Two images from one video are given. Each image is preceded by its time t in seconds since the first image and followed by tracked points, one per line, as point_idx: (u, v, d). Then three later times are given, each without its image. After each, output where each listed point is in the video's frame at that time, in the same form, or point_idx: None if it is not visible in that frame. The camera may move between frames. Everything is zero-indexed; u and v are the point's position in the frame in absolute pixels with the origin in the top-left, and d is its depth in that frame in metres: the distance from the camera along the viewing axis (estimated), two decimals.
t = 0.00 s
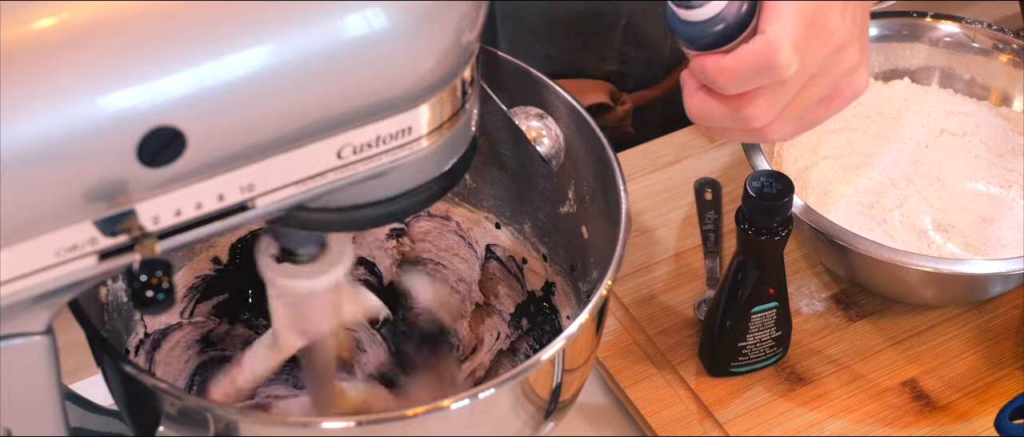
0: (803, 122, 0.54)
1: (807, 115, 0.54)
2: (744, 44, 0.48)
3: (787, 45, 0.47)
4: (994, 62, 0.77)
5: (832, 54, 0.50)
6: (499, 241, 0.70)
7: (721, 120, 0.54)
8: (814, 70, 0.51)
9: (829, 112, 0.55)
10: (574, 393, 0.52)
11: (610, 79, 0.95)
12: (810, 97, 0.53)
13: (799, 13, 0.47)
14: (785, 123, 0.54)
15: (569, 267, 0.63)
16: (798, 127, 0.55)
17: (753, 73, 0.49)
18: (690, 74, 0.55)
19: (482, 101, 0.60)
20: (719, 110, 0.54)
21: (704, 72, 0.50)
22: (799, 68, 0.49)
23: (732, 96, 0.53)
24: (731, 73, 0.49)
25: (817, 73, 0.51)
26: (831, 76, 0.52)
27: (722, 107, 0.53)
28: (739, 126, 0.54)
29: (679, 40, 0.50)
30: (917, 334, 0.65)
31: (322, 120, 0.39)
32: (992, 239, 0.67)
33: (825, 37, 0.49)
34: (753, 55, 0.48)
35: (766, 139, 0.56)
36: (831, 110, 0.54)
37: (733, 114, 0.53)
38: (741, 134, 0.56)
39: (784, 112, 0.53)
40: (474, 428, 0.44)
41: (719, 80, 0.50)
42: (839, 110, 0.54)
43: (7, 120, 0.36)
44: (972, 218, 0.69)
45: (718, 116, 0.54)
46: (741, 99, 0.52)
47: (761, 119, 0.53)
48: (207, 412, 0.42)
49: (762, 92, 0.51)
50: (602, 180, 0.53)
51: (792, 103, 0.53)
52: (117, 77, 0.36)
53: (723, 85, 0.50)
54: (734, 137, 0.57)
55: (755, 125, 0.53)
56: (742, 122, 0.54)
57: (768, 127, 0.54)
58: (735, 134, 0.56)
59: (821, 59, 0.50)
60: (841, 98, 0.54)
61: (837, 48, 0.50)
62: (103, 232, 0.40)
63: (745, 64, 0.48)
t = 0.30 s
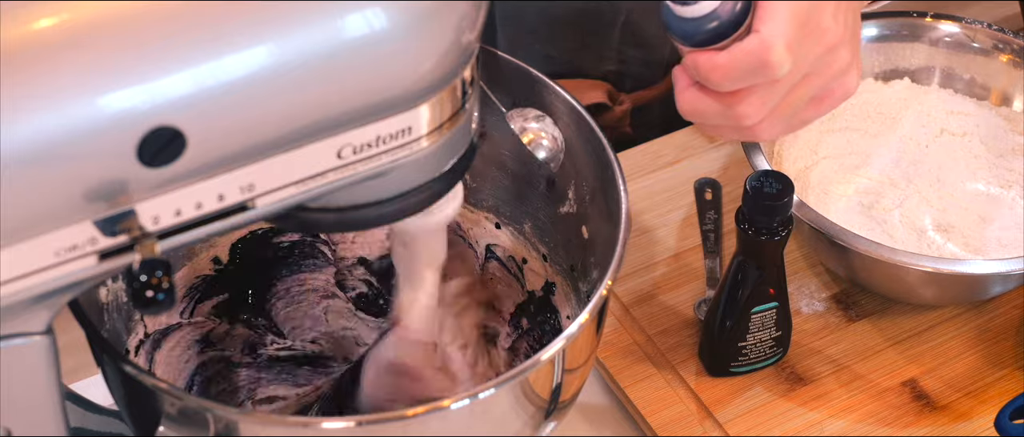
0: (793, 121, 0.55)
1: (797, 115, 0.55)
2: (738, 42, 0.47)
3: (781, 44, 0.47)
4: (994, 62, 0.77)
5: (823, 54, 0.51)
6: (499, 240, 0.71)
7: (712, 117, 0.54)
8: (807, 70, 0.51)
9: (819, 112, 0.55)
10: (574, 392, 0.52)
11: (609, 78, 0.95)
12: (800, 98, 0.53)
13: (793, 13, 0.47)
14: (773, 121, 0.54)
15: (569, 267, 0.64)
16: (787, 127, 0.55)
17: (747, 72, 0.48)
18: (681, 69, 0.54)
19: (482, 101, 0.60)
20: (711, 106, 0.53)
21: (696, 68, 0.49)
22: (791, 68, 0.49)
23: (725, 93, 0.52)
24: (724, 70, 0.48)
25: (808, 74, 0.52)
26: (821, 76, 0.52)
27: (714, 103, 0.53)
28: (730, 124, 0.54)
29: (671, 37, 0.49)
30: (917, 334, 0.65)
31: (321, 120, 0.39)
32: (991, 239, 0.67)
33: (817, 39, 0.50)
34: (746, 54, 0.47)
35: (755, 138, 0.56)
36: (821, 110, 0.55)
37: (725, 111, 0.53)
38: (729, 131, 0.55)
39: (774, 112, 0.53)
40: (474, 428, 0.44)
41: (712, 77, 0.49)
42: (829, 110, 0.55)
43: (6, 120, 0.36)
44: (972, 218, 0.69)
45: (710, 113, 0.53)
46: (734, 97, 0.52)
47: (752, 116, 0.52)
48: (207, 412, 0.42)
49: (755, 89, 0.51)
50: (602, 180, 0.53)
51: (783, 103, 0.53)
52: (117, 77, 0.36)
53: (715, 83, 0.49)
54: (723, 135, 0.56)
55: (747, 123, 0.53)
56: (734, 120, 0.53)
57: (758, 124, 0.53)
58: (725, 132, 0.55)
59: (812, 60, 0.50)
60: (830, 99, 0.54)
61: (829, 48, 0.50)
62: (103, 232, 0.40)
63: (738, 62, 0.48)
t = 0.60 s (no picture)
0: (788, 117, 0.55)
1: (792, 112, 0.55)
2: (740, 37, 0.48)
3: (783, 40, 0.47)
4: (994, 62, 0.77)
5: (822, 51, 0.51)
6: (499, 239, 0.71)
7: (709, 111, 0.54)
8: (805, 66, 0.51)
9: (812, 109, 0.55)
10: (573, 393, 0.52)
11: (609, 78, 0.95)
12: (797, 93, 0.53)
13: (794, 12, 0.48)
14: (770, 117, 0.54)
15: (569, 267, 0.64)
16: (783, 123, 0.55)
17: (748, 66, 0.48)
18: (679, 62, 0.54)
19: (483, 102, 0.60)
20: (709, 99, 0.53)
21: (697, 61, 0.49)
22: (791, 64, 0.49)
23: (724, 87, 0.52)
24: (726, 64, 0.48)
25: (805, 70, 0.52)
26: (818, 73, 0.53)
27: (712, 97, 0.53)
28: (726, 117, 0.54)
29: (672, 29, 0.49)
30: (917, 334, 0.65)
31: (321, 120, 0.39)
32: (991, 239, 0.67)
33: (817, 36, 0.50)
34: (749, 48, 0.47)
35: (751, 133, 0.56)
36: (814, 108, 0.55)
37: (723, 105, 0.53)
38: (727, 126, 0.55)
39: (772, 107, 0.53)
40: (474, 428, 0.44)
41: (713, 71, 0.49)
42: (821, 108, 0.55)
43: (6, 120, 0.36)
44: (972, 218, 0.69)
45: (708, 106, 0.53)
46: (733, 91, 0.52)
47: (751, 110, 0.52)
48: (207, 412, 0.42)
49: (754, 84, 0.51)
50: (602, 180, 0.53)
51: (781, 99, 0.53)
52: (118, 77, 0.36)
53: (716, 77, 0.49)
54: (718, 129, 0.56)
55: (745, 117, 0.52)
56: (731, 113, 0.53)
57: (755, 120, 0.53)
58: (721, 126, 0.55)
59: (811, 56, 0.51)
60: (824, 96, 0.54)
61: (827, 47, 0.51)
62: (103, 232, 0.40)
63: (738, 56, 0.48)
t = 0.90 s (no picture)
0: (786, 105, 0.56)
1: (790, 100, 0.56)
2: (749, 21, 0.48)
3: (790, 25, 0.48)
4: (994, 62, 0.77)
5: (825, 40, 0.52)
6: (499, 239, 0.71)
7: (711, 95, 0.54)
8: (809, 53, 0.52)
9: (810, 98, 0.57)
10: (574, 393, 0.52)
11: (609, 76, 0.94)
12: (798, 81, 0.54)
13: None
14: (770, 103, 0.55)
15: (569, 267, 0.64)
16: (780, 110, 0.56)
17: (755, 50, 0.49)
18: (684, 46, 0.54)
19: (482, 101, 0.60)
20: (712, 83, 0.53)
21: (704, 44, 0.49)
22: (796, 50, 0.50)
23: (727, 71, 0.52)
24: (734, 48, 0.48)
25: (808, 58, 0.53)
26: (819, 61, 0.54)
27: (717, 79, 0.53)
28: (727, 101, 0.54)
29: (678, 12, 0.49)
30: (917, 334, 0.65)
31: (321, 120, 0.39)
32: (991, 239, 0.67)
33: (822, 23, 0.51)
34: (757, 32, 0.48)
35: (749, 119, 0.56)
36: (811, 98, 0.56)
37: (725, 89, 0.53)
38: (724, 108, 0.55)
39: (772, 94, 0.54)
40: (474, 428, 0.44)
41: (721, 53, 0.49)
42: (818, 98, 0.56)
43: (6, 120, 0.36)
44: (972, 218, 0.69)
45: (709, 89, 0.53)
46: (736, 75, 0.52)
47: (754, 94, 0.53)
48: (207, 412, 0.42)
49: (758, 69, 0.52)
50: (602, 180, 0.53)
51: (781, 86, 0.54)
52: (118, 77, 0.36)
53: (722, 61, 0.49)
54: (715, 113, 0.56)
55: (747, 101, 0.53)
56: (734, 98, 0.53)
57: (756, 105, 0.54)
58: (719, 109, 0.56)
59: (815, 44, 0.52)
60: (821, 85, 0.56)
61: (829, 36, 0.52)
62: (103, 232, 0.40)
63: (747, 40, 0.48)
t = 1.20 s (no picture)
0: (788, 99, 0.56)
1: (791, 95, 0.56)
2: (755, 17, 0.48)
3: (796, 20, 0.48)
4: (994, 62, 0.77)
5: (828, 35, 0.52)
6: (499, 239, 0.71)
7: (714, 89, 0.54)
8: (812, 48, 0.53)
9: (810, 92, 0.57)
10: (574, 393, 0.52)
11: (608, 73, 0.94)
12: (800, 75, 0.55)
13: None
14: (773, 97, 0.55)
15: (569, 266, 0.64)
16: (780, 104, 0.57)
17: (761, 45, 0.49)
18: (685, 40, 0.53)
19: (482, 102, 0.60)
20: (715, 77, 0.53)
21: (710, 39, 0.49)
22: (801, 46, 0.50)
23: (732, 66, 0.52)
24: (739, 43, 0.48)
25: (810, 52, 0.53)
26: (821, 55, 0.54)
27: (722, 74, 0.52)
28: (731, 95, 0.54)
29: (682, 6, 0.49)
30: (917, 334, 0.65)
31: (320, 121, 0.39)
32: (991, 240, 0.67)
33: (826, 18, 0.51)
34: (762, 27, 0.48)
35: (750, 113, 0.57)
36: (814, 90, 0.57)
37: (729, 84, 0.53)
38: (727, 104, 0.56)
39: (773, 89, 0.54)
40: (474, 428, 0.44)
41: (727, 48, 0.49)
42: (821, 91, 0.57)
43: (6, 120, 0.36)
44: (972, 217, 0.69)
45: (713, 84, 0.53)
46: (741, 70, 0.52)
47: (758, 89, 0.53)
48: (207, 412, 0.42)
49: (762, 64, 0.52)
50: (602, 180, 0.53)
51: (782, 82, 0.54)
52: (118, 78, 0.36)
53: (727, 55, 0.49)
54: (718, 107, 0.56)
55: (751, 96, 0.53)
56: (739, 92, 0.54)
57: (760, 100, 0.54)
58: (723, 104, 0.56)
59: (819, 39, 0.52)
60: (822, 80, 0.56)
61: (833, 30, 0.52)
62: (103, 232, 0.40)
63: (752, 36, 0.48)
